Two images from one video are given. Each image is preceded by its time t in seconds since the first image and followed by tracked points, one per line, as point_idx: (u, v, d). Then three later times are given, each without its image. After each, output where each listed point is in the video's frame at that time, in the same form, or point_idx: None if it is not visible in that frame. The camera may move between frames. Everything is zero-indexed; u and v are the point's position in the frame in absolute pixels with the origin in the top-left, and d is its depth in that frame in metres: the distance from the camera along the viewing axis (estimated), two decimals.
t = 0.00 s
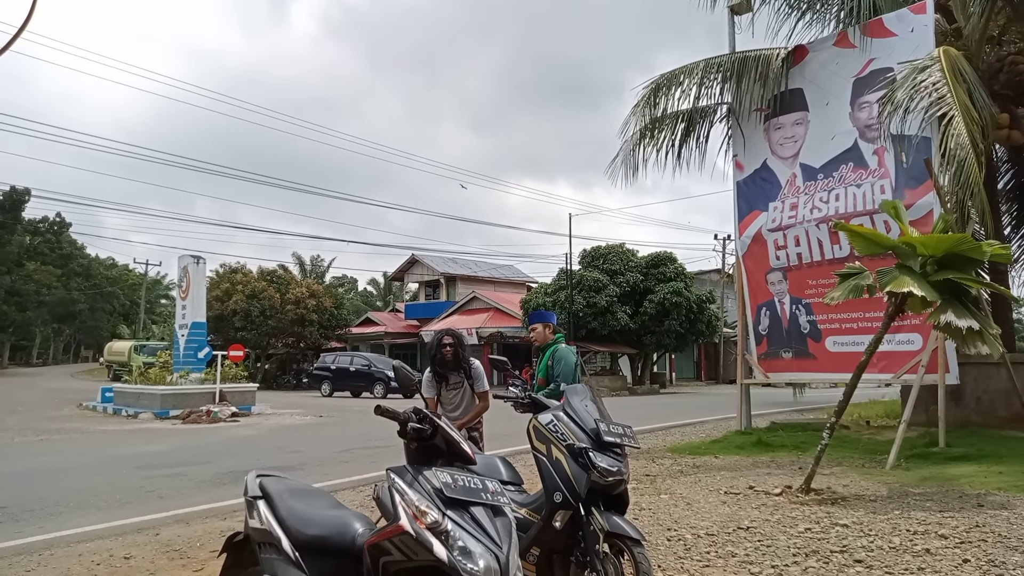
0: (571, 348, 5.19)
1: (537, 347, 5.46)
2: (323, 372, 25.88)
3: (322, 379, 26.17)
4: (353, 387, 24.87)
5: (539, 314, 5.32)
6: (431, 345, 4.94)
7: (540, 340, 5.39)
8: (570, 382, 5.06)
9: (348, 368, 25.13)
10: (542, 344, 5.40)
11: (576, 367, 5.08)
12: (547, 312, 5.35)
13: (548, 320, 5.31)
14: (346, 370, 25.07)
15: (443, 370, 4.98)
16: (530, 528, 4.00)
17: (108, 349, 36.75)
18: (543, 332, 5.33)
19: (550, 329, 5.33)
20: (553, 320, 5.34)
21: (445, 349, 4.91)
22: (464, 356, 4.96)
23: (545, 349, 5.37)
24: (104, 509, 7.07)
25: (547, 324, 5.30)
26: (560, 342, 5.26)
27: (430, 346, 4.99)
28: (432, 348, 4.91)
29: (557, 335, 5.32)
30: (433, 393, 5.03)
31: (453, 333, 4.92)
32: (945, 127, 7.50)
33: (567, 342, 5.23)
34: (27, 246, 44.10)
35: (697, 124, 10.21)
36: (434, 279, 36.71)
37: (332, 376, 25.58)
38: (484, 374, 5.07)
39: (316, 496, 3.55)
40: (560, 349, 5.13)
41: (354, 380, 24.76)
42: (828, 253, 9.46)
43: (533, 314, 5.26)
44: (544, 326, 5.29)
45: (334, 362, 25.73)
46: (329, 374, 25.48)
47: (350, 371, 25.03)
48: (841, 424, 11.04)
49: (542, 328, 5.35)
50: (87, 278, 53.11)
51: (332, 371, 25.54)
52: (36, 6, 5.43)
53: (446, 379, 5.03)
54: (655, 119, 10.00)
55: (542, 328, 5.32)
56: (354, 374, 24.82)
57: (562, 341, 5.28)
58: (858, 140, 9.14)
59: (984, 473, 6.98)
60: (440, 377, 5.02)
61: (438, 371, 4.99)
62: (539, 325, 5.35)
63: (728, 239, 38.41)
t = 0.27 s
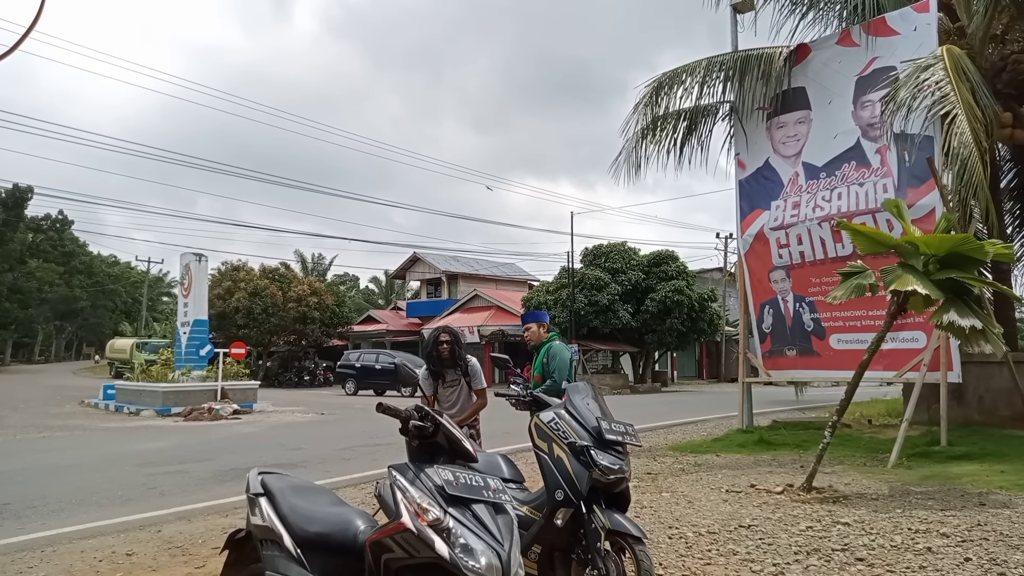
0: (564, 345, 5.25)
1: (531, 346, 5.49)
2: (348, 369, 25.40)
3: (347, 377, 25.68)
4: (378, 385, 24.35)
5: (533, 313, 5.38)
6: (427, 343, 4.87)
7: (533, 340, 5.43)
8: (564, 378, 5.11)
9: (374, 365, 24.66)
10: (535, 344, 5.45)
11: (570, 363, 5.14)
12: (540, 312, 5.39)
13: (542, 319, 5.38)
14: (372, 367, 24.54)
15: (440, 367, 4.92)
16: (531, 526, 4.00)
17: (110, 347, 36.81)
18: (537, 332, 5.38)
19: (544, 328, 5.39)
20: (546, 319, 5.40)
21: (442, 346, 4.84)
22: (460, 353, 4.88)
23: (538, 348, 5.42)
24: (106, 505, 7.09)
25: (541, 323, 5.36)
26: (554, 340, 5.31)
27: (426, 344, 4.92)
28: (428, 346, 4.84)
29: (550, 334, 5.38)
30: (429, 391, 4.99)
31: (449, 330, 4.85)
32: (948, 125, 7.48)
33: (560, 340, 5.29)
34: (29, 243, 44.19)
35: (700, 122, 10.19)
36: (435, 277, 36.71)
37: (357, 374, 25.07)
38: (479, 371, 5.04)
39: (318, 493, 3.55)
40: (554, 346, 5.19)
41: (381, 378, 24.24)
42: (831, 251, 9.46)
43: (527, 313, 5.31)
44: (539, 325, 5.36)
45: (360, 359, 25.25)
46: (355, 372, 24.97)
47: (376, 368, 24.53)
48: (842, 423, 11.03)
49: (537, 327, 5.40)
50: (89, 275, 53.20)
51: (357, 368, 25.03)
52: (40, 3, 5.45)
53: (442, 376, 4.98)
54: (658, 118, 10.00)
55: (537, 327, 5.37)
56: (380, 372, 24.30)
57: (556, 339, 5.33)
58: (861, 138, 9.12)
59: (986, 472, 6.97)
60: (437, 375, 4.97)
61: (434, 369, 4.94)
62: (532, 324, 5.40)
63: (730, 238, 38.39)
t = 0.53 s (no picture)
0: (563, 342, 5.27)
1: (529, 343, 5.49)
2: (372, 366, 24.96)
3: (371, 374, 25.40)
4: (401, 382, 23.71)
5: (531, 310, 5.39)
6: (427, 341, 4.86)
7: (531, 337, 5.44)
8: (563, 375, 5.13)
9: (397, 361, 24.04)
10: (533, 341, 5.45)
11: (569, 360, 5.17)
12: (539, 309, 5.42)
13: (540, 316, 5.40)
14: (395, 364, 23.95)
15: (440, 365, 4.92)
16: (535, 522, 4.01)
17: (115, 344, 36.90)
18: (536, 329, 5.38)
19: (543, 325, 5.40)
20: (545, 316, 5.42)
21: (442, 344, 4.84)
22: (460, 351, 4.88)
23: (537, 345, 5.42)
24: (111, 502, 7.11)
25: (540, 320, 5.36)
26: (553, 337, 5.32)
27: (426, 342, 4.91)
28: (428, 343, 4.83)
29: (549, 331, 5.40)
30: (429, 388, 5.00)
31: (449, 328, 4.84)
32: (953, 121, 7.45)
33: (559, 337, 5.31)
34: (34, 241, 44.30)
35: (703, 118, 10.16)
36: (438, 274, 36.73)
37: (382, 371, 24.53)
38: (478, 368, 5.04)
39: (322, 490, 3.56)
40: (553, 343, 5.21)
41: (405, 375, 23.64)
42: (835, 247, 9.45)
43: (526, 310, 5.32)
44: (538, 322, 5.37)
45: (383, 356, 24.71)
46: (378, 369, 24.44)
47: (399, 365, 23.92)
48: (846, 419, 11.02)
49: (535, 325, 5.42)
50: (93, 272, 53.32)
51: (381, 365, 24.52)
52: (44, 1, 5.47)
53: (442, 374, 4.98)
54: (661, 114, 9.98)
55: (536, 324, 5.38)
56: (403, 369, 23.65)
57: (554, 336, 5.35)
58: (864, 134, 9.10)
59: (990, 469, 6.95)
60: (436, 372, 4.97)
61: (434, 366, 4.94)
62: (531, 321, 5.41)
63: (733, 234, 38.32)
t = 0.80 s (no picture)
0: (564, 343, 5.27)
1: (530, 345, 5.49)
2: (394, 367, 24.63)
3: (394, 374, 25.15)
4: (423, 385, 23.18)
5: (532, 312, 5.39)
6: (429, 340, 4.88)
7: (532, 338, 5.43)
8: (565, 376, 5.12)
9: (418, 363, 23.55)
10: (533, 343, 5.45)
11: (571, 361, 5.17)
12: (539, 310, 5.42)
13: (541, 317, 5.40)
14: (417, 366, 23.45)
15: (441, 365, 4.95)
16: (539, 522, 4.00)
17: (120, 344, 37.01)
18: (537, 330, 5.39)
19: (544, 327, 5.41)
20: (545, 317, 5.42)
21: (443, 344, 4.87)
22: (462, 351, 4.91)
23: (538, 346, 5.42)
24: (115, 501, 7.14)
25: (541, 321, 5.36)
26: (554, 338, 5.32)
27: (427, 342, 4.94)
28: (430, 343, 4.86)
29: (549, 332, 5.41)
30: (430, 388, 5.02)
31: (451, 328, 4.87)
32: (960, 122, 7.43)
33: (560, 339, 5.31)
34: (40, 240, 44.49)
35: (708, 119, 10.14)
36: (443, 274, 36.75)
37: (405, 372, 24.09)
38: (479, 368, 5.07)
39: (326, 489, 3.56)
40: (554, 344, 5.20)
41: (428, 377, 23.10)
42: (841, 248, 9.44)
43: (526, 312, 5.33)
44: (538, 324, 5.37)
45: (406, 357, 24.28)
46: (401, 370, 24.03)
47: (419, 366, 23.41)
48: (851, 421, 10.98)
49: (536, 327, 5.42)
50: (99, 271, 53.52)
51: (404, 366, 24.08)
52: (52, 3, 5.51)
53: (442, 374, 5.01)
54: (666, 115, 9.96)
55: (536, 326, 5.38)
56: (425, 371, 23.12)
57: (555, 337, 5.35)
58: (870, 136, 9.08)
59: (996, 471, 6.92)
60: (437, 373, 4.99)
61: (436, 366, 4.97)
62: (532, 323, 5.40)
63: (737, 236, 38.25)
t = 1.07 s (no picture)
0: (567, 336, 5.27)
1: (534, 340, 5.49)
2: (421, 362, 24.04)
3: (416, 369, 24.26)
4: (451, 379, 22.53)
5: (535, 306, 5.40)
6: (432, 335, 4.88)
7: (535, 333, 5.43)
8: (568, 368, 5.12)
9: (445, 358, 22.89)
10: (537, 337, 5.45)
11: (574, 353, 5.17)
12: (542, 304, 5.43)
13: (544, 312, 5.41)
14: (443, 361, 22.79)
15: (445, 359, 4.94)
16: (547, 516, 4.01)
17: (129, 339, 37.20)
18: (541, 324, 5.41)
19: (547, 321, 5.42)
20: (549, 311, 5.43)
21: (447, 338, 4.86)
22: (465, 345, 4.91)
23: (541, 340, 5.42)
24: (125, 494, 7.19)
25: (544, 316, 5.37)
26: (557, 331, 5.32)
27: (431, 336, 4.93)
28: (434, 337, 4.85)
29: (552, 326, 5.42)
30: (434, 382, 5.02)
31: (455, 322, 4.87)
32: (970, 114, 7.36)
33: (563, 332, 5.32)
34: (48, 236, 44.73)
35: (716, 112, 10.10)
36: (449, 269, 36.79)
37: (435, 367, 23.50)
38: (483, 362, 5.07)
39: (335, 482, 3.58)
40: (557, 337, 5.21)
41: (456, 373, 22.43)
42: (850, 242, 9.39)
43: (529, 306, 5.34)
44: (541, 318, 5.38)
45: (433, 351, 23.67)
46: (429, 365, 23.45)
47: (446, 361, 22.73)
48: (859, 415, 10.96)
49: (539, 321, 5.43)
50: (107, 267, 53.74)
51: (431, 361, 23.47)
52: None
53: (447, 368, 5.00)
54: (674, 108, 9.92)
55: (539, 320, 5.38)
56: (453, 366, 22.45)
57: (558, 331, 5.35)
58: (879, 129, 9.03)
59: (1005, 465, 6.90)
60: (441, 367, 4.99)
61: (440, 360, 4.96)
62: (535, 317, 5.41)
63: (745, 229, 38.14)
